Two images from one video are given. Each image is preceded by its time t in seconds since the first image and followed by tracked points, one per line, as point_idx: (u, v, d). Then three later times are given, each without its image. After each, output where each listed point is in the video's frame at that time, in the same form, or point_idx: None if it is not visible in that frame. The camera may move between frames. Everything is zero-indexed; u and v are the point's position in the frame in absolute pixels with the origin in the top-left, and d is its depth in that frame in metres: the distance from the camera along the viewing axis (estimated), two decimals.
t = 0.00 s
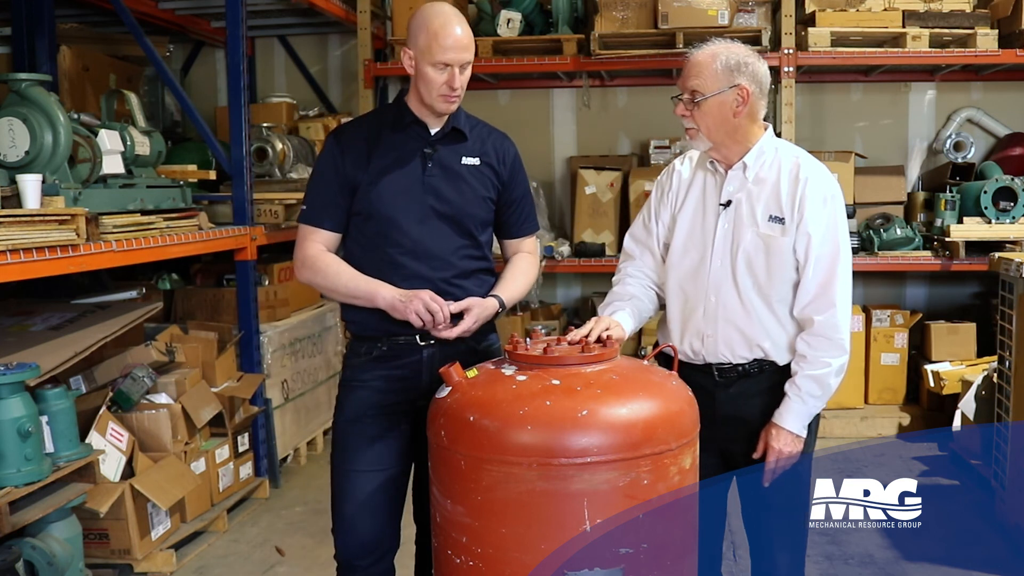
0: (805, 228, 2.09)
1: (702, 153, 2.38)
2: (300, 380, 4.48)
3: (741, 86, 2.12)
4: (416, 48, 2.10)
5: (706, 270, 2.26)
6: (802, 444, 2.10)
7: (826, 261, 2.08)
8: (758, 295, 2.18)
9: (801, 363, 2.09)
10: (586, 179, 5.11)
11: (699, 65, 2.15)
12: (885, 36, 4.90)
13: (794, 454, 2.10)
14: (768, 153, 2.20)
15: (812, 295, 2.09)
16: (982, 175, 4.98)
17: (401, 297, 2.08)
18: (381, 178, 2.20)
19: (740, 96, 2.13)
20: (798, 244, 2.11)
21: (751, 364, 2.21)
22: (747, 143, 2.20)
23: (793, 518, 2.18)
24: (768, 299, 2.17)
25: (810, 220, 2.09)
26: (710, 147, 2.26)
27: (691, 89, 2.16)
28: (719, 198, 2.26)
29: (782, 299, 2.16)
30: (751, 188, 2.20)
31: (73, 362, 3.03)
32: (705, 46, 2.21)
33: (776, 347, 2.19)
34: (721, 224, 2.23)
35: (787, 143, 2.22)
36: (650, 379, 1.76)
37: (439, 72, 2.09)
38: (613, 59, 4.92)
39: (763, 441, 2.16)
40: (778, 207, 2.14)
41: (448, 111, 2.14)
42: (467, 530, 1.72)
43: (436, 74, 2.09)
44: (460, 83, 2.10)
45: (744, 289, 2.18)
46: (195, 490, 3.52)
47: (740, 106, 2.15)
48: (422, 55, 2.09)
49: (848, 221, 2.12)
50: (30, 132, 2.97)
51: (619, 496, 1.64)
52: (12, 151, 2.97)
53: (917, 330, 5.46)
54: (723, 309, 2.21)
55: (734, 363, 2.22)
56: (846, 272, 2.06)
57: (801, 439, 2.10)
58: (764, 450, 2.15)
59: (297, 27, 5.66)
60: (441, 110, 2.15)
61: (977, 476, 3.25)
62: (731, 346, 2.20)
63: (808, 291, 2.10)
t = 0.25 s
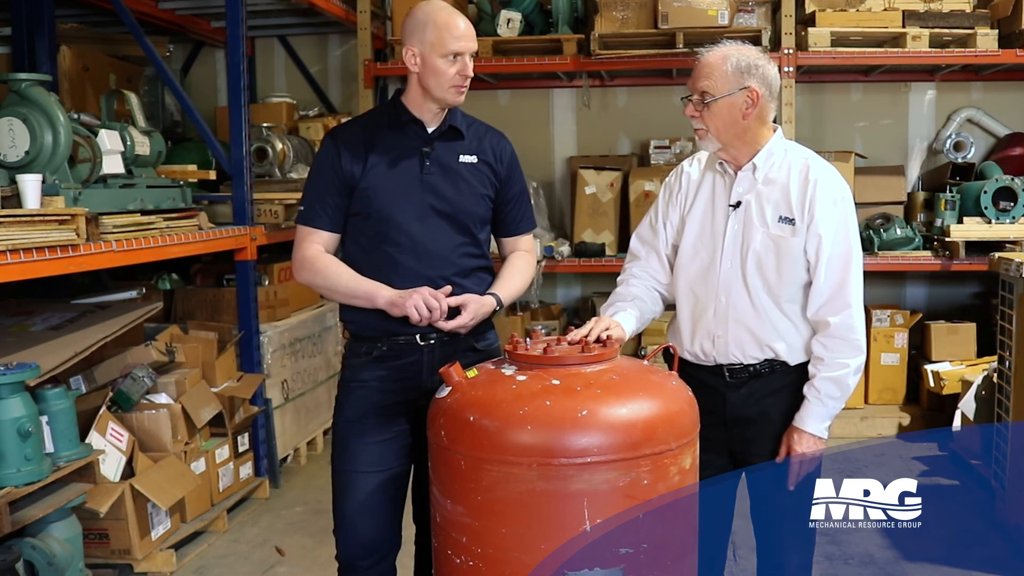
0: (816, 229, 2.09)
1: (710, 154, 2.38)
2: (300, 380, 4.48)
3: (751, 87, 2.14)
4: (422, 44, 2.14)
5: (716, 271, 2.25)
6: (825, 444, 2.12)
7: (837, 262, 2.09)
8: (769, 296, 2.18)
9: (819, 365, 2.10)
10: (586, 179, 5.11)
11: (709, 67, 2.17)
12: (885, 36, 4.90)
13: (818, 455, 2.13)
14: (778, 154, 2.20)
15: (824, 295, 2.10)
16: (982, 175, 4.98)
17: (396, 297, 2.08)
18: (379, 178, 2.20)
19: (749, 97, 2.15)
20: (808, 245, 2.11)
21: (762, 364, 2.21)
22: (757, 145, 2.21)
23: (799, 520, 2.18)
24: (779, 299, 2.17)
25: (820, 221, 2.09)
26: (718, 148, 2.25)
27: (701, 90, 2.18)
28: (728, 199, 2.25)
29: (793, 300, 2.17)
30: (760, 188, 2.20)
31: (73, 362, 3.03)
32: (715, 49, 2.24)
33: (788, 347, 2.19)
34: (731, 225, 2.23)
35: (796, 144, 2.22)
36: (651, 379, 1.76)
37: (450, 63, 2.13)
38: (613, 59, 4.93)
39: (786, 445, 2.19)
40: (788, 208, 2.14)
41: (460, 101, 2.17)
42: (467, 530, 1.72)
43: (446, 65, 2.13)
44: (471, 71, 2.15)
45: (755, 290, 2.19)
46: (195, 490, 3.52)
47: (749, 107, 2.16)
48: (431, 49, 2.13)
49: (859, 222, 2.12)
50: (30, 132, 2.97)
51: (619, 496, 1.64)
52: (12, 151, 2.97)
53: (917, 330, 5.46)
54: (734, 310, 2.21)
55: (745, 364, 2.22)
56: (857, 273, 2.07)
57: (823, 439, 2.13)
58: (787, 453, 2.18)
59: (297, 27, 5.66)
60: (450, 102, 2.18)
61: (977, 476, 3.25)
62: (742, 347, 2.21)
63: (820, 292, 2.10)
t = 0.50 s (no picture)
0: (822, 229, 2.09)
1: (718, 154, 2.37)
2: (300, 380, 4.48)
3: (758, 86, 2.14)
4: (423, 43, 2.15)
5: (722, 270, 2.25)
6: (829, 444, 2.13)
7: (842, 262, 2.08)
8: (775, 295, 2.18)
9: (824, 365, 2.10)
10: (585, 179, 5.11)
11: (717, 67, 2.18)
12: (885, 36, 4.90)
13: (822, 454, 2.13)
14: (785, 154, 2.19)
15: (830, 295, 2.09)
16: (982, 175, 4.98)
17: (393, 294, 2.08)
18: (379, 178, 2.20)
19: (757, 97, 2.15)
20: (814, 244, 2.11)
21: (767, 364, 2.21)
22: (765, 144, 2.20)
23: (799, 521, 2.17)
24: (785, 299, 2.17)
25: (826, 221, 2.08)
26: (726, 148, 2.27)
27: (709, 89, 2.18)
28: (735, 199, 2.25)
29: (798, 299, 2.17)
30: (767, 188, 2.19)
31: (73, 362, 3.03)
32: (723, 49, 2.24)
33: (794, 347, 2.19)
34: (737, 224, 2.23)
35: (804, 144, 2.22)
36: (651, 379, 1.76)
37: (450, 63, 2.14)
38: (613, 59, 4.93)
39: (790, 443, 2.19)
40: (794, 207, 2.14)
41: (460, 101, 2.17)
42: (467, 529, 1.72)
43: (447, 65, 2.14)
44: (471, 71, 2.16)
45: (761, 289, 2.18)
46: (195, 490, 3.52)
47: (757, 107, 2.16)
48: (432, 48, 2.13)
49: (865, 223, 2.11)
50: (30, 132, 2.97)
51: (619, 496, 1.64)
52: (12, 151, 2.97)
53: (917, 330, 5.46)
54: (739, 310, 2.21)
55: (750, 363, 2.22)
56: (863, 273, 2.07)
57: (827, 439, 2.13)
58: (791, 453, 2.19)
59: (297, 27, 5.66)
60: (450, 102, 2.18)
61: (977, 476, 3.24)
62: (748, 346, 2.21)
63: (826, 291, 2.10)
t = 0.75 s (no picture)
0: (826, 229, 2.09)
1: (723, 154, 2.37)
2: (300, 380, 4.48)
3: (764, 86, 2.14)
4: (422, 42, 2.15)
5: (726, 269, 2.25)
6: (814, 442, 2.12)
7: (845, 262, 2.08)
8: (778, 294, 2.18)
9: (815, 363, 2.11)
10: (586, 179, 5.11)
11: (721, 67, 2.18)
12: (885, 36, 4.90)
13: (806, 451, 2.13)
14: (790, 154, 2.20)
15: (832, 294, 2.09)
16: (982, 175, 4.98)
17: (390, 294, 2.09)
18: (378, 179, 2.20)
19: (763, 96, 2.15)
20: (818, 244, 2.11)
21: (770, 364, 2.21)
22: (770, 144, 2.20)
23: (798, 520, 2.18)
24: (788, 298, 2.17)
25: (830, 221, 2.08)
26: (730, 147, 2.27)
27: (714, 89, 2.18)
28: (740, 198, 2.25)
29: (802, 299, 2.17)
30: (772, 188, 2.19)
31: (73, 362, 3.03)
32: (728, 49, 2.24)
33: (796, 347, 2.19)
34: (742, 224, 2.23)
35: (809, 145, 2.22)
36: (651, 379, 1.76)
37: (449, 61, 2.14)
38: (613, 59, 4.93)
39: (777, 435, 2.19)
40: (799, 207, 2.14)
41: (458, 100, 2.17)
42: (467, 530, 1.72)
43: (446, 63, 2.14)
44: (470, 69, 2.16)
45: (764, 288, 2.18)
46: (195, 490, 3.52)
47: (762, 106, 2.16)
48: (430, 47, 2.14)
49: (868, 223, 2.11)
50: (30, 132, 2.97)
51: (619, 496, 1.64)
52: (12, 151, 2.97)
53: (917, 330, 5.46)
54: (742, 309, 2.21)
55: (753, 362, 2.22)
56: (866, 272, 2.07)
57: (813, 436, 2.12)
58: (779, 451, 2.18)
59: (297, 27, 5.66)
60: (449, 101, 2.18)
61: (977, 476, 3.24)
62: (751, 345, 2.21)
63: (828, 290, 2.10)
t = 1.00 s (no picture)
0: (828, 229, 2.09)
1: (724, 154, 2.37)
2: (300, 380, 4.48)
3: (766, 86, 2.14)
4: (419, 41, 2.15)
5: (728, 269, 2.25)
6: (825, 444, 2.13)
7: (847, 262, 2.09)
8: (780, 295, 2.18)
9: (823, 364, 2.11)
10: (585, 179, 5.11)
11: (723, 67, 2.17)
12: (885, 36, 4.90)
13: (818, 454, 2.13)
14: (792, 154, 2.20)
15: (834, 294, 2.10)
16: (982, 175, 4.98)
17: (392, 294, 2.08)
18: (376, 179, 2.20)
19: (765, 97, 2.15)
20: (820, 244, 2.11)
21: (771, 364, 2.21)
22: (771, 144, 2.20)
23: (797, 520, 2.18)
24: (790, 299, 2.17)
25: (832, 221, 2.08)
26: (732, 146, 2.26)
27: (716, 89, 2.18)
28: (741, 199, 2.25)
29: (804, 299, 2.17)
30: (774, 188, 2.20)
31: (73, 362, 3.03)
32: (728, 49, 2.23)
33: (798, 347, 2.19)
34: (743, 224, 2.22)
35: (810, 145, 2.22)
36: (651, 379, 1.76)
37: (447, 62, 2.14)
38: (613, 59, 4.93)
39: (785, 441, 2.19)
40: (801, 208, 2.14)
41: (456, 100, 2.17)
42: (467, 530, 1.72)
43: (443, 63, 2.14)
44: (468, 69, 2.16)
45: (766, 288, 2.18)
46: (195, 490, 3.52)
47: (764, 106, 2.16)
48: (428, 47, 2.14)
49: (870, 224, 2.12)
50: (30, 131, 2.97)
51: (619, 496, 1.64)
52: (12, 151, 2.97)
53: (917, 330, 5.46)
54: (745, 309, 2.21)
55: (755, 363, 2.22)
56: (868, 273, 2.07)
57: (823, 438, 2.13)
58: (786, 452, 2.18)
59: (297, 27, 5.66)
60: (446, 101, 2.18)
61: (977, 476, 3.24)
62: (753, 346, 2.20)
63: (830, 291, 2.10)
